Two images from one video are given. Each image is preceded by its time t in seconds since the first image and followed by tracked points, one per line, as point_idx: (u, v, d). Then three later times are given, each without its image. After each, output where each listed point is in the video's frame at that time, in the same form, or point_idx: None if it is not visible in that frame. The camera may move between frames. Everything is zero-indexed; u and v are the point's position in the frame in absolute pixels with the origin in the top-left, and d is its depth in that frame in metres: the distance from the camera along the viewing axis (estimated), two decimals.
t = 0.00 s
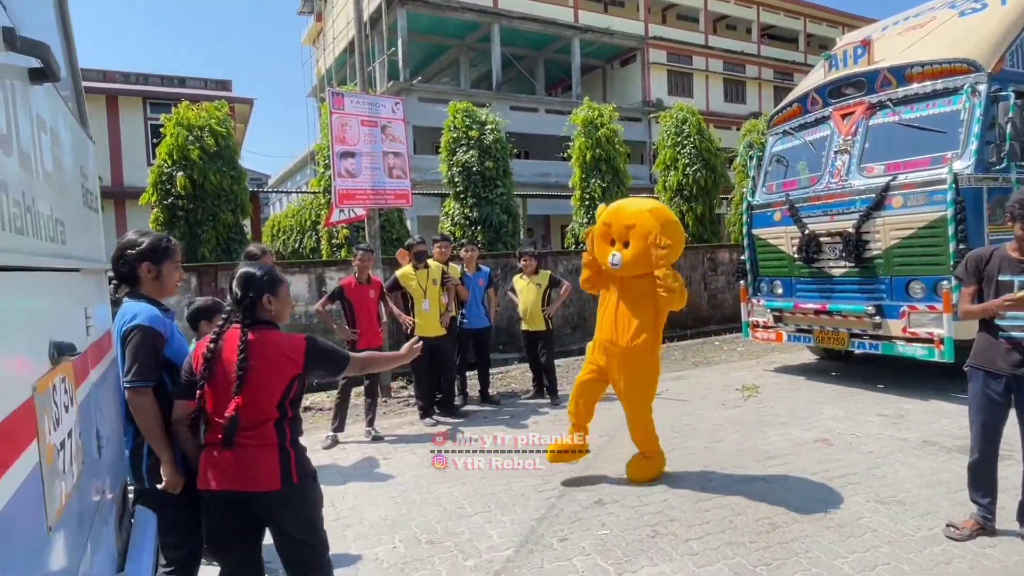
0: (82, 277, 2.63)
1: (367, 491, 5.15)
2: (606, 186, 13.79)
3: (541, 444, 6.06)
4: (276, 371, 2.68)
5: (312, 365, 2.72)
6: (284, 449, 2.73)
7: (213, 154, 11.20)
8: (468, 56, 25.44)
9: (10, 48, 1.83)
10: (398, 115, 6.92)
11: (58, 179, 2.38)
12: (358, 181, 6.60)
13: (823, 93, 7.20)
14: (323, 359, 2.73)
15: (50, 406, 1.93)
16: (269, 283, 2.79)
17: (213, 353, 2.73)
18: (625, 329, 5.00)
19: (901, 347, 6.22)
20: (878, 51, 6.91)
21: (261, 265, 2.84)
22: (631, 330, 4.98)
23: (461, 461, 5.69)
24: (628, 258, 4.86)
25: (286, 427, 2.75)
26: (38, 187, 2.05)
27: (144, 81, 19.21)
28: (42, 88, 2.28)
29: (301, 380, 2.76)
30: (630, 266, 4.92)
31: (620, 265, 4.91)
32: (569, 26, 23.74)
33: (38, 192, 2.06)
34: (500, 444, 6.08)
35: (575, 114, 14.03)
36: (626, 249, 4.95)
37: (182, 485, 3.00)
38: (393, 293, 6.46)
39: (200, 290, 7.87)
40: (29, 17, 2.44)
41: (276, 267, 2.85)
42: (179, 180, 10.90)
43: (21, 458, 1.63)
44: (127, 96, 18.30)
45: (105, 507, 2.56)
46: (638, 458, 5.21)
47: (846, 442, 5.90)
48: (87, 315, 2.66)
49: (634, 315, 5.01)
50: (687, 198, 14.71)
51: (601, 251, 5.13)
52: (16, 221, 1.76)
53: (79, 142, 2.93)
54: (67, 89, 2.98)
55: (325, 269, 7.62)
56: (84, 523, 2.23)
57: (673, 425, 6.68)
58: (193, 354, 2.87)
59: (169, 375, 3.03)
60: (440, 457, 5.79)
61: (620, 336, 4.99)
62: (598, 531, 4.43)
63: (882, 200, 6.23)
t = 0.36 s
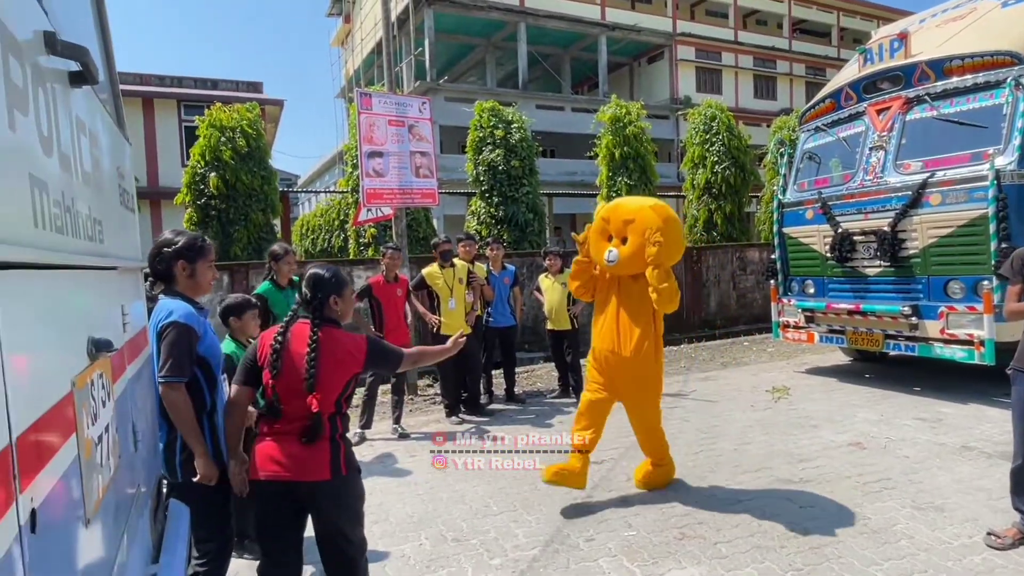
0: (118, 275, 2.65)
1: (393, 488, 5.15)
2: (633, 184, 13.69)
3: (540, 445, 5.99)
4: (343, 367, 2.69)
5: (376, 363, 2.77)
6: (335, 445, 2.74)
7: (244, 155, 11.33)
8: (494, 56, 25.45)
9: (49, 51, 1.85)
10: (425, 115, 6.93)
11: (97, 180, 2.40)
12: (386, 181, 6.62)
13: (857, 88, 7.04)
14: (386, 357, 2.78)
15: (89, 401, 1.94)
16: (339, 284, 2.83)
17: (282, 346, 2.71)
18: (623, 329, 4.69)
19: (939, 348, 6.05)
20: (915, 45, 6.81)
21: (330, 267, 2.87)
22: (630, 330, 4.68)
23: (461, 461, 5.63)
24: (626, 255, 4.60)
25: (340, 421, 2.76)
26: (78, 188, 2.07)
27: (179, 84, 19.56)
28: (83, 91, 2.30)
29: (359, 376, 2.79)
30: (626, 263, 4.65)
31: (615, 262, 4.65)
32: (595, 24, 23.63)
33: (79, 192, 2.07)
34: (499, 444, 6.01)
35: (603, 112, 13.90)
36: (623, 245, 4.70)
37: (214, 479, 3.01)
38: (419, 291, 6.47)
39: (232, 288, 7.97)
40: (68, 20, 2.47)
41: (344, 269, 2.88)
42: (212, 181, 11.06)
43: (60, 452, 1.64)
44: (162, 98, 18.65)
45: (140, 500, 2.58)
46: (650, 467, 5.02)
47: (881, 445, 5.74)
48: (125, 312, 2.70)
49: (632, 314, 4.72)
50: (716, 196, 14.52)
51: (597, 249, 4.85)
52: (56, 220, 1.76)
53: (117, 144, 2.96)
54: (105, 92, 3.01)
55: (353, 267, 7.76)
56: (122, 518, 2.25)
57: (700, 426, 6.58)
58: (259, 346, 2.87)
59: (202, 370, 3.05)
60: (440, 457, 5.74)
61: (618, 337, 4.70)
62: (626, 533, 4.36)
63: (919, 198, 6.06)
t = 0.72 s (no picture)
0: (150, 274, 2.67)
1: (416, 486, 5.14)
2: (657, 183, 13.58)
3: (541, 444, 5.94)
4: (360, 366, 2.65)
5: (394, 361, 2.73)
6: (352, 445, 2.70)
7: (271, 155, 11.43)
8: (518, 55, 25.41)
9: (85, 55, 1.85)
10: (448, 115, 6.91)
11: (129, 180, 2.40)
12: (409, 180, 6.63)
13: (889, 84, 6.88)
14: (403, 357, 2.74)
15: (121, 397, 1.95)
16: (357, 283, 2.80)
17: (299, 344, 2.71)
18: (604, 356, 4.20)
19: (974, 351, 5.90)
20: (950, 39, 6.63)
21: (347, 265, 2.85)
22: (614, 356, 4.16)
23: (461, 461, 5.59)
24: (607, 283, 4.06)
25: (358, 421, 2.73)
26: (112, 188, 2.07)
27: (208, 85, 19.82)
28: (115, 91, 2.31)
29: (378, 375, 2.75)
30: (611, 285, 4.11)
31: (598, 287, 4.10)
32: (620, 21, 23.47)
33: (112, 193, 2.07)
34: (500, 444, 5.96)
35: (627, 111, 13.80)
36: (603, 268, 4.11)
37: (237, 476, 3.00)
38: (443, 291, 6.46)
39: (259, 286, 8.04)
40: (101, 22, 2.49)
41: (360, 268, 2.86)
42: (239, 181, 11.18)
43: (94, 446, 1.65)
44: (191, 100, 18.92)
45: (170, 497, 2.59)
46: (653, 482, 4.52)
47: (914, 450, 5.60)
48: (157, 311, 2.72)
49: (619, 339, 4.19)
50: (742, 195, 14.33)
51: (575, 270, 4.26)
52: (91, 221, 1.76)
53: (149, 145, 2.98)
54: (137, 94, 3.04)
55: (377, 266, 7.94)
56: (153, 514, 2.25)
57: (726, 428, 6.49)
58: (279, 345, 2.87)
59: (226, 368, 3.06)
60: (440, 457, 5.70)
61: (599, 366, 4.21)
62: (651, 534, 4.29)
63: (953, 196, 5.91)
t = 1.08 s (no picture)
0: (179, 273, 2.69)
1: (436, 485, 5.13)
2: (678, 182, 13.48)
3: (541, 445, 5.91)
4: (374, 365, 2.64)
5: (409, 359, 2.71)
6: (370, 444, 2.69)
7: (294, 156, 11.52)
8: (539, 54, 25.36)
9: (118, 60, 1.86)
10: (469, 115, 6.90)
11: (160, 181, 2.42)
12: (430, 180, 6.64)
13: (917, 80, 6.75)
14: (418, 356, 2.72)
15: (153, 395, 1.96)
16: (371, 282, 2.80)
17: (315, 345, 2.71)
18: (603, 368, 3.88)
19: (1005, 353, 5.77)
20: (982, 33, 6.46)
21: (360, 265, 2.84)
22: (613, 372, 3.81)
23: (461, 462, 5.57)
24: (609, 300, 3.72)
25: (375, 421, 2.72)
26: (143, 189, 2.08)
27: (232, 87, 20.01)
28: (147, 94, 2.33)
29: (393, 374, 2.74)
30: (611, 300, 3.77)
31: (597, 304, 3.78)
32: (640, 19, 23.31)
33: (144, 194, 2.09)
34: (500, 444, 5.94)
35: (648, 109, 13.72)
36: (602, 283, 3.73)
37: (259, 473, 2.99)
38: (462, 290, 6.45)
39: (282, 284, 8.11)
40: (133, 25, 2.51)
41: (373, 267, 2.85)
42: (263, 181, 11.29)
43: (127, 442, 1.65)
44: (215, 101, 19.13)
45: (198, 494, 2.61)
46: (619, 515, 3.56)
47: (942, 454, 5.48)
48: (185, 311, 2.73)
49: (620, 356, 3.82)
50: (765, 193, 14.16)
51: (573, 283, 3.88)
52: (124, 223, 1.76)
53: (178, 146, 3.00)
54: (166, 96, 3.07)
55: (398, 266, 7.96)
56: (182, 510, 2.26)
57: (748, 430, 6.41)
58: (296, 346, 2.88)
59: (249, 366, 3.06)
60: (440, 457, 5.68)
61: (597, 381, 3.91)
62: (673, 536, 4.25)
63: (984, 194, 5.78)
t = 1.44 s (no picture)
0: (205, 271, 2.71)
1: (455, 483, 5.13)
2: (698, 180, 13.37)
3: (541, 444, 5.87)
4: (396, 365, 2.63)
5: (432, 360, 2.70)
6: (389, 443, 2.67)
7: (314, 155, 11.59)
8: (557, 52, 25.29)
9: (148, 60, 1.87)
10: (487, 113, 6.88)
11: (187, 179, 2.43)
12: (449, 179, 6.64)
13: (944, 76, 6.62)
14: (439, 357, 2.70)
15: (181, 390, 1.96)
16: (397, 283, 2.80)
17: (340, 342, 2.71)
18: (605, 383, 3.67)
19: None
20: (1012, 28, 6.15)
21: (386, 266, 2.84)
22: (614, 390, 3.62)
23: (461, 462, 5.54)
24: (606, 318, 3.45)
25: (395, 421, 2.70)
26: (172, 187, 2.09)
27: (254, 88, 20.19)
28: (175, 93, 2.34)
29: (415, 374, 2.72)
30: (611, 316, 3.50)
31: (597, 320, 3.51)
32: (659, 17, 23.14)
33: (172, 192, 2.09)
34: (500, 444, 5.91)
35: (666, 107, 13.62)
36: (600, 300, 3.44)
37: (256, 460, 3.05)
38: (482, 290, 6.43)
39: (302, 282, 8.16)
40: (162, 26, 2.52)
41: (399, 268, 2.84)
42: (284, 180, 11.37)
43: (158, 436, 1.66)
44: (237, 102, 19.31)
45: (223, 489, 2.61)
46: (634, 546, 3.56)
47: (970, 457, 5.37)
48: (211, 308, 2.73)
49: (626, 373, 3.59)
50: (786, 192, 14.00)
51: (573, 294, 3.62)
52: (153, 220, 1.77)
53: (204, 146, 3.02)
54: (193, 96, 3.08)
55: (416, 264, 8.02)
56: (208, 504, 2.26)
57: (769, 431, 6.33)
58: (320, 343, 2.89)
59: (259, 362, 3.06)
60: (440, 457, 5.66)
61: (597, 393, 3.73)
62: (693, 538, 4.21)
63: (1013, 192, 5.65)
